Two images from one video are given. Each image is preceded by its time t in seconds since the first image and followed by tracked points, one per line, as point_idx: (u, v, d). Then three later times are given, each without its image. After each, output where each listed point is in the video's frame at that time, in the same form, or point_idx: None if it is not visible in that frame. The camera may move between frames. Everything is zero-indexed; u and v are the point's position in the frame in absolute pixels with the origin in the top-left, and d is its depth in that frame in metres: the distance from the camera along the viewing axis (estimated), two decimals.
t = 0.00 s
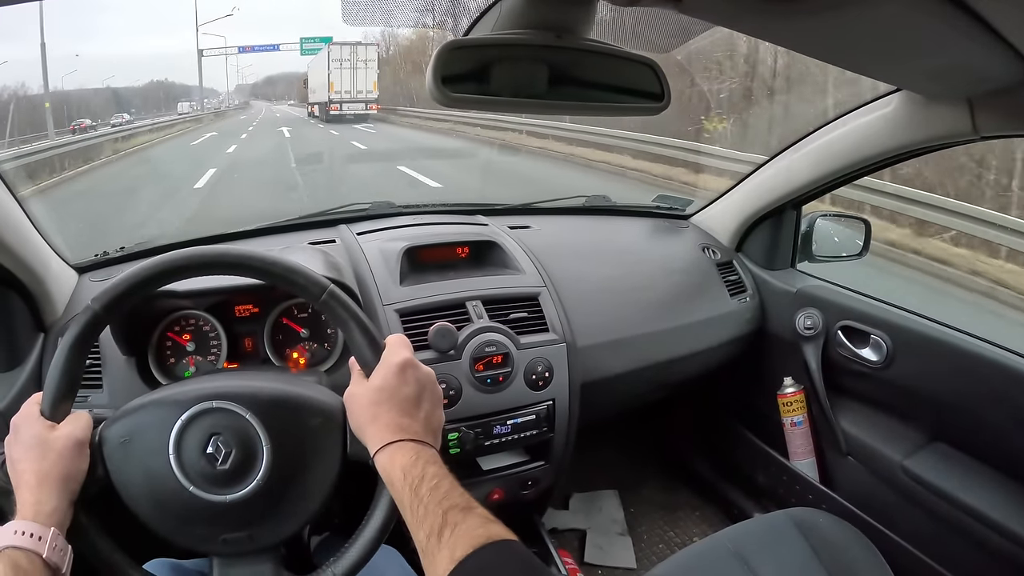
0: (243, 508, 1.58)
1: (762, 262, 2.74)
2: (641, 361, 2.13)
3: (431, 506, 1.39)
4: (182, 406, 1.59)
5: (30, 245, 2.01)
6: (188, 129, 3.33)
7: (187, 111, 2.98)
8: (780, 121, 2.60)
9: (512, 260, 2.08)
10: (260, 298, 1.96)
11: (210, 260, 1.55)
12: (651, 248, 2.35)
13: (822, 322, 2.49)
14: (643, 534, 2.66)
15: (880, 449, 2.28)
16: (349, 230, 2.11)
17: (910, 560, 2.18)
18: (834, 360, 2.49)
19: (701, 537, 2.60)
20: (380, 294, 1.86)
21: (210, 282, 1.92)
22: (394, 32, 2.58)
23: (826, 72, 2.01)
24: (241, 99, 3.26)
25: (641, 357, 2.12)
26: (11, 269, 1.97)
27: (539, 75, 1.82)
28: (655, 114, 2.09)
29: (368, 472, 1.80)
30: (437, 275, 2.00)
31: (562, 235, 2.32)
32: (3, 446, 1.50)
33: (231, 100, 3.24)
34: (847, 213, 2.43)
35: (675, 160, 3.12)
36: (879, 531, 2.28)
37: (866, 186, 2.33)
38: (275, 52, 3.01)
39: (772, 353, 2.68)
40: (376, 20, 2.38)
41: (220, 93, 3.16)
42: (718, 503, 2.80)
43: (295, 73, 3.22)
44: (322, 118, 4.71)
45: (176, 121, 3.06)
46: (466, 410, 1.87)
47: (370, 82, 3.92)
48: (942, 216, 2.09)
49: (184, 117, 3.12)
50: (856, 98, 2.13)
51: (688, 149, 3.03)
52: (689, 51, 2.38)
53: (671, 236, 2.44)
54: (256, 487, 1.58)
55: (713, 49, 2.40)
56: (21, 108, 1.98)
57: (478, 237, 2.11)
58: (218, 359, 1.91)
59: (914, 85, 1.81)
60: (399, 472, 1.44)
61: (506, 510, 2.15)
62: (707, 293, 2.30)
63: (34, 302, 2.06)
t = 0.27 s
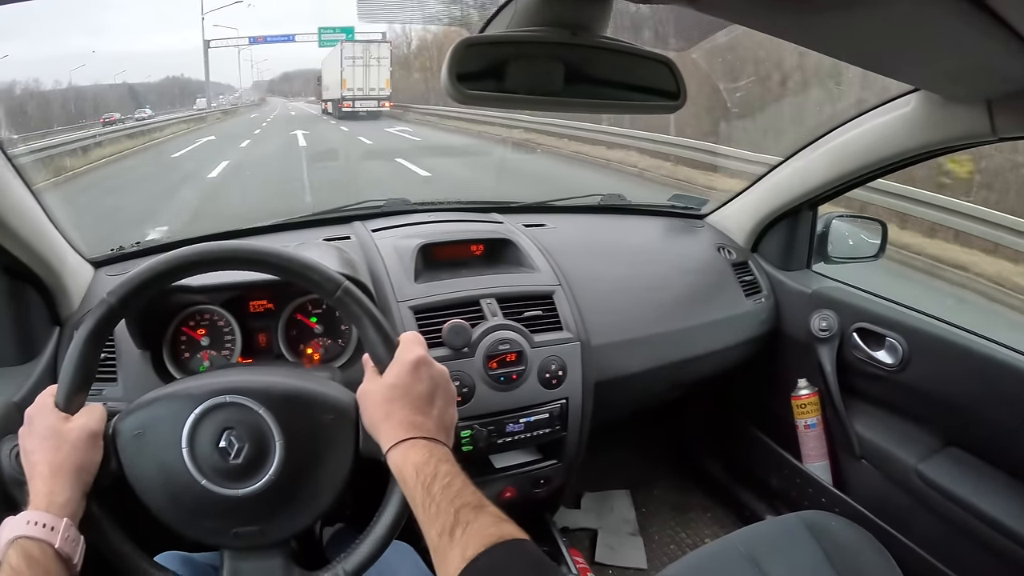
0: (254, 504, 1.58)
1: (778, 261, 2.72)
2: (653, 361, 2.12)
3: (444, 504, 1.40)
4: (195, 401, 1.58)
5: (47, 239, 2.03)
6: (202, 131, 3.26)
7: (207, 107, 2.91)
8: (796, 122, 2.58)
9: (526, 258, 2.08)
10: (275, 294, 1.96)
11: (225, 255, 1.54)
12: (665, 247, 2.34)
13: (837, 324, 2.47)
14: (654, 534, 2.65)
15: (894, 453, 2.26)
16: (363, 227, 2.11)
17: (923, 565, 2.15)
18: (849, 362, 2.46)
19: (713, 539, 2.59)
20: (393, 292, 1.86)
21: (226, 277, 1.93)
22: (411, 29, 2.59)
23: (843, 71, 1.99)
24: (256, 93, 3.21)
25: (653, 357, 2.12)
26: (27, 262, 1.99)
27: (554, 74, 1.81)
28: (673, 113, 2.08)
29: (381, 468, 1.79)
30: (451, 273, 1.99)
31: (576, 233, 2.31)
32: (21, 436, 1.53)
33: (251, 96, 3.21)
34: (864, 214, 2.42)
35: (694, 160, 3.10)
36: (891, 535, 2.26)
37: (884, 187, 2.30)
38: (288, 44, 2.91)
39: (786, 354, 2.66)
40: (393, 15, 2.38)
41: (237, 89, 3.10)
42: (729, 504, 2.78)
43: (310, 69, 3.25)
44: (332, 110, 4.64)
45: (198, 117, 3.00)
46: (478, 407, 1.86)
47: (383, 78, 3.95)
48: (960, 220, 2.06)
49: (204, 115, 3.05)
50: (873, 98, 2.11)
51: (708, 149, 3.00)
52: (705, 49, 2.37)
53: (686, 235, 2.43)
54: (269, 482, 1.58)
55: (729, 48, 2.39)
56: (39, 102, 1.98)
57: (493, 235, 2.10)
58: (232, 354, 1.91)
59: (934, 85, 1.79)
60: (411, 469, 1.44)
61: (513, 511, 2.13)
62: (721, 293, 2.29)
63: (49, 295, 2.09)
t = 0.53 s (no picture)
0: (344, 492, 1.61)
1: (850, 270, 2.69)
2: (726, 367, 2.13)
3: (541, 500, 1.43)
4: (291, 389, 1.60)
5: (137, 227, 2.11)
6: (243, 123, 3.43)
7: (269, 101, 3.10)
8: (870, 133, 2.55)
9: (605, 259, 2.09)
10: (356, 287, 1.98)
11: (318, 249, 1.55)
12: (738, 253, 2.36)
13: (909, 337, 2.45)
14: (713, 541, 2.68)
15: (960, 471, 2.24)
16: (442, 224, 2.13)
17: None
18: (918, 376, 2.44)
19: (771, 549, 2.61)
20: (478, 289, 1.89)
21: (311, 269, 1.96)
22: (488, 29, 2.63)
23: (924, 85, 1.97)
24: (321, 90, 3.39)
25: (728, 362, 2.13)
26: (116, 248, 2.07)
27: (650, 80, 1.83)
28: (764, 124, 2.08)
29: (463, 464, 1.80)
30: (532, 272, 2.01)
31: (650, 235, 2.33)
32: (117, 415, 1.57)
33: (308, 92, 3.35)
34: (937, 227, 2.39)
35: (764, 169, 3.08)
36: (952, 553, 2.24)
37: (959, 203, 2.27)
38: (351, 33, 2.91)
39: (855, 366, 2.64)
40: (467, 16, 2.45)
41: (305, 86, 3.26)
42: (788, 515, 2.79)
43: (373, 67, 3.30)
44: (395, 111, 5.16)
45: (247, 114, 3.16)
46: (558, 406, 1.88)
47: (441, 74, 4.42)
48: None
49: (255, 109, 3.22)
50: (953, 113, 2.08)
51: (780, 157, 2.97)
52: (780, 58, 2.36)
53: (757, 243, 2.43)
54: (359, 472, 1.60)
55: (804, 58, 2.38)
56: (131, 92, 2.08)
57: (572, 236, 2.12)
58: (314, 345, 1.92)
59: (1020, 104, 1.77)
60: (509, 465, 1.46)
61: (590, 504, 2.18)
62: (793, 302, 2.30)
63: (135, 282, 2.19)
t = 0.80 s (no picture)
0: (413, 483, 1.65)
1: (917, 286, 2.63)
2: (789, 378, 2.16)
3: (609, 501, 1.44)
4: (369, 379, 1.64)
5: (217, 218, 2.21)
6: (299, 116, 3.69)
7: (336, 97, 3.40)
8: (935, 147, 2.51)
9: (673, 265, 2.14)
10: (427, 284, 2.03)
11: (394, 244, 1.61)
12: (803, 264, 2.40)
13: (973, 357, 2.37)
14: (763, 555, 2.67)
15: (1017, 497, 2.17)
16: (510, 223, 2.18)
17: None
18: (981, 398, 2.35)
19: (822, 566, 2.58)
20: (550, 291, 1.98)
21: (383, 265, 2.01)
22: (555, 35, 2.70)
23: (991, 101, 1.95)
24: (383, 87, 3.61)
25: (789, 375, 2.16)
26: (196, 238, 2.16)
27: (726, 90, 1.85)
28: (841, 136, 2.08)
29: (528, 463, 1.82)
30: (602, 275, 2.08)
31: (716, 243, 2.39)
32: (198, 395, 1.62)
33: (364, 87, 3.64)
34: (1006, 245, 2.35)
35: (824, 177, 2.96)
36: None
37: None
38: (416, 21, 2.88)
39: (918, 384, 2.58)
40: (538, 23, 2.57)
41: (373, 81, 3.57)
42: (841, 533, 2.74)
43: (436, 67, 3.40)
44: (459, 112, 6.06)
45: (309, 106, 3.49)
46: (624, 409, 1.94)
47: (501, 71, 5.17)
48: None
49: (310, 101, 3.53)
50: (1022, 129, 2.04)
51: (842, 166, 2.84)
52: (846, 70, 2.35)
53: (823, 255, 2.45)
54: (430, 463, 1.64)
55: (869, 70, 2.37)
56: (204, 86, 2.16)
57: (640, 241, 2.17)
58: (384, 338, 1.98)
59: None
60: (579, 464, 1.49)
61: (651, 505, 2.25)
62: (857, 317, 2.32)
63: (210, 270, 2.30)
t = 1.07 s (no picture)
0: (485, 470, 1.68)
1: (993, 302, 2.53)
2: (858, 389, 2.18)
3: (681, 499, 1.46)
4: (444, 367, 1.67)
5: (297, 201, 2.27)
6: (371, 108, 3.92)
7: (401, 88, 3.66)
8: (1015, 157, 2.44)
9: (748, 266, 2.22)
10: (502, 275, 2.11)
11: (477, 233, 1.65)
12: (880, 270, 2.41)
13: None
14: (820, 568, 2.62)
15: None
16: (586, 219, 2.34)
17: None
18: None
19: None
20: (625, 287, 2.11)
21: (462, 256, 2.13)
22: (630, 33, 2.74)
23: None
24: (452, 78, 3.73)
25: (860, 385, 2.17)
26: (278, 221, 2.24)
27: (811, 91, 1.84)
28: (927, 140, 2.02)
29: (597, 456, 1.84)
30: (678, 274, 2.18)
31: (793, 247, 2.45)
32: (277, 371, 1.67)
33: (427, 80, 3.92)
34: None
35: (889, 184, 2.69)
36: None
37: None
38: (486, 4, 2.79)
39: (989, 403, 2.48)
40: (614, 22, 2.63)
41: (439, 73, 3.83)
42: (900, 553, 2.68)
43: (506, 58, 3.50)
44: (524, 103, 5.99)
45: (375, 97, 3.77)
46: (697, 409, 2.03)
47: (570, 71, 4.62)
48: None
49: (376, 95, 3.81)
50: None
51: (914, 176, 2.58)
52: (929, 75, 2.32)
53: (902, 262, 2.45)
54: (505, 449, 1.67)
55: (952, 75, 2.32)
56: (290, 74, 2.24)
57: (717, 242, 2.26)
58: (458, 326, 2.06)
59: None
60: (653, 464, 1.50)
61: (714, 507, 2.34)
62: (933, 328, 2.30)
63: (289, 254, 2.36)
